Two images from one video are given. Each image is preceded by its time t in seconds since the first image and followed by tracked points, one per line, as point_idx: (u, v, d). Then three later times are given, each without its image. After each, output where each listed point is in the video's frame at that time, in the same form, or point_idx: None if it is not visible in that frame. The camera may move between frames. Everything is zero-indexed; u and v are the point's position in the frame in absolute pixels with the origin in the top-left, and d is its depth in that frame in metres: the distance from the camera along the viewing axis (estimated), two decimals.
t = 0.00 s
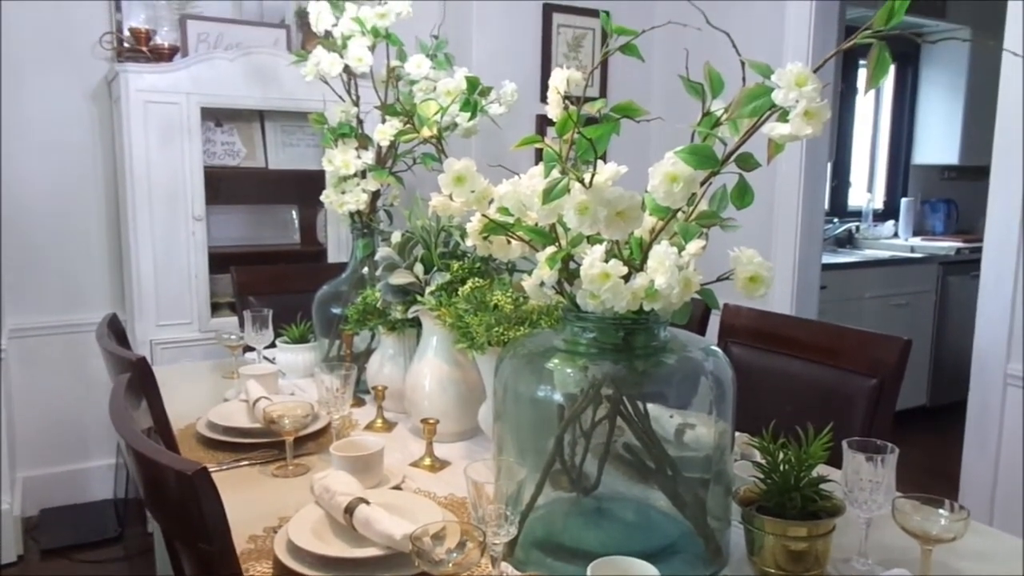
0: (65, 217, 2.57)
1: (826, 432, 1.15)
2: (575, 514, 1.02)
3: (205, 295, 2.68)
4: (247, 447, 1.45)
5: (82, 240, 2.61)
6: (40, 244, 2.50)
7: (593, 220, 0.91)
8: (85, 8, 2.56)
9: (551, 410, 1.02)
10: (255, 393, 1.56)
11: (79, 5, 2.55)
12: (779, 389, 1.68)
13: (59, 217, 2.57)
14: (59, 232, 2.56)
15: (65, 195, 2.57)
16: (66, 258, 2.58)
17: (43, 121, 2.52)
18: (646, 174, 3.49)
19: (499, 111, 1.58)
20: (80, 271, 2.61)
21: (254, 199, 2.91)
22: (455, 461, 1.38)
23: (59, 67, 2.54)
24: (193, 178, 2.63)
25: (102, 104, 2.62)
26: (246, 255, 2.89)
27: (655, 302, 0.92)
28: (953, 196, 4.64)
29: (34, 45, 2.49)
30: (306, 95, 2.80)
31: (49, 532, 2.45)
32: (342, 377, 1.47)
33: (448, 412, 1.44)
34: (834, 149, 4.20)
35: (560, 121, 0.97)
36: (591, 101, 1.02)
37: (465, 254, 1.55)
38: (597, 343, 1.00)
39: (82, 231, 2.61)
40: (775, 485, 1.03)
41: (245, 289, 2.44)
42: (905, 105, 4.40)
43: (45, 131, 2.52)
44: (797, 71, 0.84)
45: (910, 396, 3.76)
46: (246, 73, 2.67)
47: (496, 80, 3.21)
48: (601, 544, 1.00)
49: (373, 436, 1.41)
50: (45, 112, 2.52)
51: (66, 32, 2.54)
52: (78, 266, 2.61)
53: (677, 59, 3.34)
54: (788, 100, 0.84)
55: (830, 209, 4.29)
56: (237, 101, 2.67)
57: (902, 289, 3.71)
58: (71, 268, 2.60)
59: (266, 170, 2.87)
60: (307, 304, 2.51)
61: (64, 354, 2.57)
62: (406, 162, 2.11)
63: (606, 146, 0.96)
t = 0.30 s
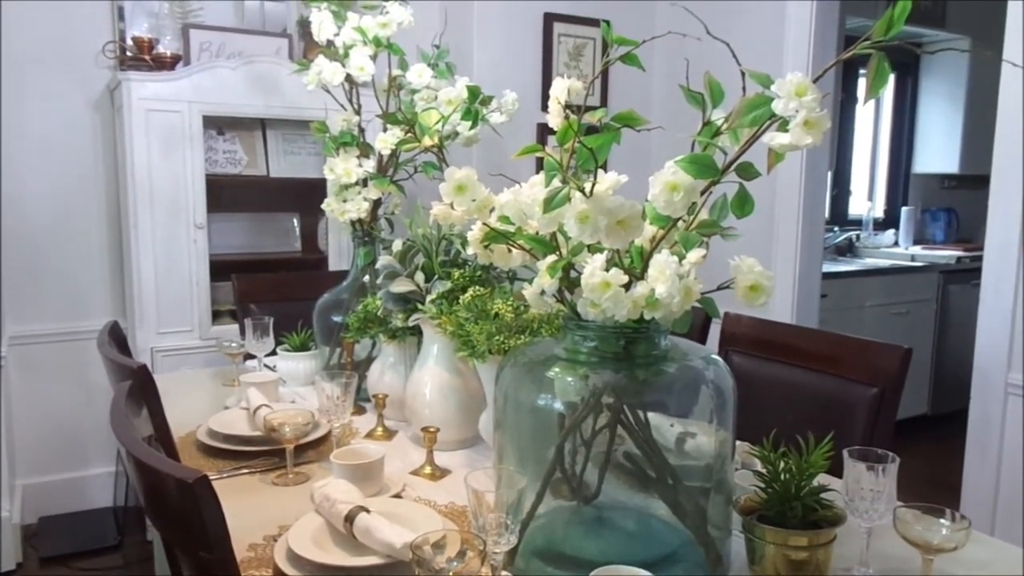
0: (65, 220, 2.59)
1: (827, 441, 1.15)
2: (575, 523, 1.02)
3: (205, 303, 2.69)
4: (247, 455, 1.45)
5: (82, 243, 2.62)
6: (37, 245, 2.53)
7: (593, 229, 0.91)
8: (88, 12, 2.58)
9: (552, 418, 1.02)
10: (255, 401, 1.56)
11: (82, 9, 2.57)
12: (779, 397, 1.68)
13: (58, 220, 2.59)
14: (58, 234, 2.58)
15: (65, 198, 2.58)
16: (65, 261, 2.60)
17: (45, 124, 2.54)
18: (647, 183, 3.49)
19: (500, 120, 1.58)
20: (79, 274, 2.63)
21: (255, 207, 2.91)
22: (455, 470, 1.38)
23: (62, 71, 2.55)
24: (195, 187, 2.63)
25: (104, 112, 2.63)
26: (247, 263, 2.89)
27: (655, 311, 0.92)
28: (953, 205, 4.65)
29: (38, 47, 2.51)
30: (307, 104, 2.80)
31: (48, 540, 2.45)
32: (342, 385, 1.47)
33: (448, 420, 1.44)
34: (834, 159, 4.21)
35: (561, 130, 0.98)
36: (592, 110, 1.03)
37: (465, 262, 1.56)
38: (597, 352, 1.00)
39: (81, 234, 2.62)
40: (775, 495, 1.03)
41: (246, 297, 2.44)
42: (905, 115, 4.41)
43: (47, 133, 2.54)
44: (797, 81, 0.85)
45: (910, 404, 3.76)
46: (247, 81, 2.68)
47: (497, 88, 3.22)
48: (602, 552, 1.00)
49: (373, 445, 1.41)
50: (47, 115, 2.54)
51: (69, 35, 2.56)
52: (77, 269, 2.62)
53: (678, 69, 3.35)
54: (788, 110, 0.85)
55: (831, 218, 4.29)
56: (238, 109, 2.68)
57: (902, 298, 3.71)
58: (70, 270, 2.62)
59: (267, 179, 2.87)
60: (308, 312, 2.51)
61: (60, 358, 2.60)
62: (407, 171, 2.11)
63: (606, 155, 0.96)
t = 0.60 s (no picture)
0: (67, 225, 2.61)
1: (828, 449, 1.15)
2: (575, 532, 1.02)
3: (206, 311, 2.69)
4: (247, 464, 1.44)
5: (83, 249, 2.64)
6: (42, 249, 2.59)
7: (593, 238, 0.91)
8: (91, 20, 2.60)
9: (552, 427, 1.01)
10: (256, 410, 1.56)
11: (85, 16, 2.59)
12: (779, 406, 1.68)
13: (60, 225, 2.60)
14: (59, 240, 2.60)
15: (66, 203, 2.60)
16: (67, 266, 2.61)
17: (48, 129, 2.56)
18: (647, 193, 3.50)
19: (501, 129, 1.58)
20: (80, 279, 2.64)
21: (256, 216, 2.92)
22: (456, 479, 1.38)
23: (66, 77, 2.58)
24: (196, 196, 2.65)
25: (106, 121, 2.70)
26: (248, 272, 2.90)
27: (656, 320, 0.92)
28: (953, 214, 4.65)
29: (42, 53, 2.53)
30: (308, 113, 2.81)
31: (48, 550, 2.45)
32: (343, 394, 1.47)
33: (449, 429, 1.44)
34: (834, 168, 4.22)
35: (560, 140, 0.98)
36: (592, 119, 1.03)
37: (466, 271, 1.56)
38: (598, 361, 1.00)
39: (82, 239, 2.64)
40: (776, 504, 1.03)
41: (247, 306, 2.44)
42: (904, 124, 4.42)
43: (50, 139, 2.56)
44: (796, 91, 0.85)
45: (911, 413, 3.76)
46: (249, 91, 2.69)
47: (497, 98, 3.22)
48: (602, 561, 1.00)
49: (374, 454, 1.41)
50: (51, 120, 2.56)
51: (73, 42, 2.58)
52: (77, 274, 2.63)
53: (677, 78, 3.36)
54: (787, 120, 0.85)
55: (831, 226, 4.30)
56: (240, 118, 2.69)
57: (903, 306, 3.71)
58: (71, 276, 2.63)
59: (268, 187, 2.88)
60: (308, 321, 2.51)
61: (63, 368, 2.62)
62: (407, 180, 2.12)
63: (606, 164, 0.96)
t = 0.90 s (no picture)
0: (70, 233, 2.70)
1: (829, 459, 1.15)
2: (576, 542, 1.00)
3: (206, 320, 2.69)
4: (248, 473, 1.44)
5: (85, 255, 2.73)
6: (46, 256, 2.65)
7: (594, 247, 0.91)
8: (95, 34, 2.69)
9: (553, 437, 1.01)
10: (256, 419, 1.56)
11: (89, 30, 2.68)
12: (780, 416, 1.68)
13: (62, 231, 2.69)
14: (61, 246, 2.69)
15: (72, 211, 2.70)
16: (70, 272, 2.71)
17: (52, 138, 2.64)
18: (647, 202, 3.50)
19: (501, 139, 1.59)
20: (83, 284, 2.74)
21: (257, 225, 2.92)
22: (456, 489, 1.38)
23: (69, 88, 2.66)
24: (198, 205, 2.65)
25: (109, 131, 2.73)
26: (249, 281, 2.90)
27: (657, 329, 0.92)
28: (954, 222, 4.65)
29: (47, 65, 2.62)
30: (310, 123, 2.82)
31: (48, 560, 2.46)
32: (344, 403, 1.47)
33: (449, 439, 1.44)
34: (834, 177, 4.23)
35: (561, 149, 0.98)
36: (593, 130, 1.04)
37: (467, 280, 1.56)
38: (599, 370, 1.00)
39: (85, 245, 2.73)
40: (778, 514, 1.03)
41: (248, 315, 2.44)
42: (904, 133, 4.43)
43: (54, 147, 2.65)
44: (796, 101, 0.86)
45: (913, 422, 3.75)
46: (251, 101, 2.70)
47: (499, 108, 3.23)
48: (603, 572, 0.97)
49: (374, 463, 1.40)
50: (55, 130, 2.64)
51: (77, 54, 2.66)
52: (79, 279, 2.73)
53: (677, 89, 3.37)
54: (787, 130, 0.85)
55: (831, 235, 4.30)
56: (242, 128, 2.70)
57: (903, 315, 3.71)
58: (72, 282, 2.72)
59: (269, 197, 2.88)
60: (309, 330, 2.51)
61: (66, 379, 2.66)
62: (408, 189, 2.12)
63: (606, 174, 0.96)
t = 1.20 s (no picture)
0: (72, 243, 2.73)
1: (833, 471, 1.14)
2: (579, 554, 1.01)
3: (208, 331, 2.69)
4: (249, 484, 1.44)
5: (87, 266, 2.76)
6: (49, 266, 2.70)
7: (596, 259, 0.92)
8: (93, 46, 2.71)
9: (555, 448, 1.01)
10: (258, 430, 1.55)
11: (86, 42, 2.70)
12: (782, 426, 1.67)
13: (63, 242, 2.71)
14: (63, 257, 2.72)
15: (74, 222, 2.72)
16: (73, 283, 2.74)
17: (50, 151, 2.67)
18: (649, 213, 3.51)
19: (503, 149, 1.59)
20: (87, 295, 2.77)
21: (259, 236, 2.92)
22: (458, 500, 1.37)
23: (68, 100, 2.68)
24: (201, 215, 2.65)
25: (113, 140, 2.76)
26: (251, 292, 2.90)
27: (658, 340, 0.92)
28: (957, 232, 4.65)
29: (46, 78, 2.65)
30: (313, 134, 2.83)
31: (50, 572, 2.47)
32: (345, 414, 1.47)
33: (451, 450, 1.44)
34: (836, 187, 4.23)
35: (563, 160, 0.98)
36: (594, 140, 1.04)
37: (469, 291, 1.56)
38: (601, 381, 1.00)
39: (87, 256, 2.75)
40: (781, 525, 1.03)
41: (250, 325, 2.44)
42: (906, 143, 4.43)
43: (53, 160, 2.68)
44: (797, 112, 0.86)
45: (916, 432, 3.74)
46: (254, 112, 2.71)
47: (501, 119, 3.24)
48: None
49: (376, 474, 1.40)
50: (53, 142, 2.67)
51: (73, 65, 2.68)
52: (83, 290, 2.76)
53: (678, 100, 3.38)
54: (788, 141, 0.86)
55: (834, 245, 4.30)
56: (245, 139, 2.71)
57: (906, 325, 3.70)
58: (76, 293, 2.75)
59: (272, 207, 2.89)
60: (311, 341, 2.51)
61: (71, 391, 2.77)
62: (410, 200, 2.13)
63: (608, 185, 0.96)
